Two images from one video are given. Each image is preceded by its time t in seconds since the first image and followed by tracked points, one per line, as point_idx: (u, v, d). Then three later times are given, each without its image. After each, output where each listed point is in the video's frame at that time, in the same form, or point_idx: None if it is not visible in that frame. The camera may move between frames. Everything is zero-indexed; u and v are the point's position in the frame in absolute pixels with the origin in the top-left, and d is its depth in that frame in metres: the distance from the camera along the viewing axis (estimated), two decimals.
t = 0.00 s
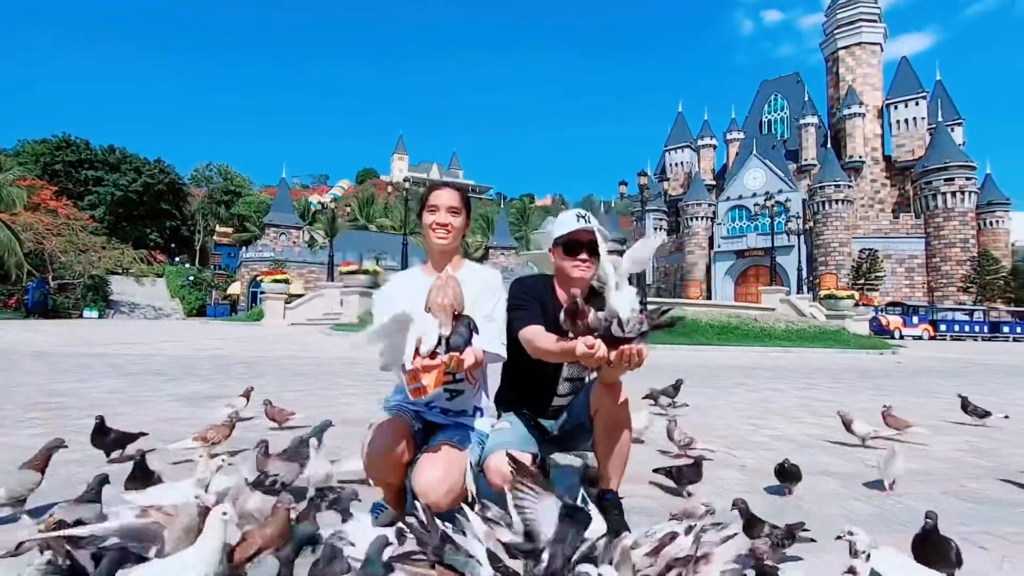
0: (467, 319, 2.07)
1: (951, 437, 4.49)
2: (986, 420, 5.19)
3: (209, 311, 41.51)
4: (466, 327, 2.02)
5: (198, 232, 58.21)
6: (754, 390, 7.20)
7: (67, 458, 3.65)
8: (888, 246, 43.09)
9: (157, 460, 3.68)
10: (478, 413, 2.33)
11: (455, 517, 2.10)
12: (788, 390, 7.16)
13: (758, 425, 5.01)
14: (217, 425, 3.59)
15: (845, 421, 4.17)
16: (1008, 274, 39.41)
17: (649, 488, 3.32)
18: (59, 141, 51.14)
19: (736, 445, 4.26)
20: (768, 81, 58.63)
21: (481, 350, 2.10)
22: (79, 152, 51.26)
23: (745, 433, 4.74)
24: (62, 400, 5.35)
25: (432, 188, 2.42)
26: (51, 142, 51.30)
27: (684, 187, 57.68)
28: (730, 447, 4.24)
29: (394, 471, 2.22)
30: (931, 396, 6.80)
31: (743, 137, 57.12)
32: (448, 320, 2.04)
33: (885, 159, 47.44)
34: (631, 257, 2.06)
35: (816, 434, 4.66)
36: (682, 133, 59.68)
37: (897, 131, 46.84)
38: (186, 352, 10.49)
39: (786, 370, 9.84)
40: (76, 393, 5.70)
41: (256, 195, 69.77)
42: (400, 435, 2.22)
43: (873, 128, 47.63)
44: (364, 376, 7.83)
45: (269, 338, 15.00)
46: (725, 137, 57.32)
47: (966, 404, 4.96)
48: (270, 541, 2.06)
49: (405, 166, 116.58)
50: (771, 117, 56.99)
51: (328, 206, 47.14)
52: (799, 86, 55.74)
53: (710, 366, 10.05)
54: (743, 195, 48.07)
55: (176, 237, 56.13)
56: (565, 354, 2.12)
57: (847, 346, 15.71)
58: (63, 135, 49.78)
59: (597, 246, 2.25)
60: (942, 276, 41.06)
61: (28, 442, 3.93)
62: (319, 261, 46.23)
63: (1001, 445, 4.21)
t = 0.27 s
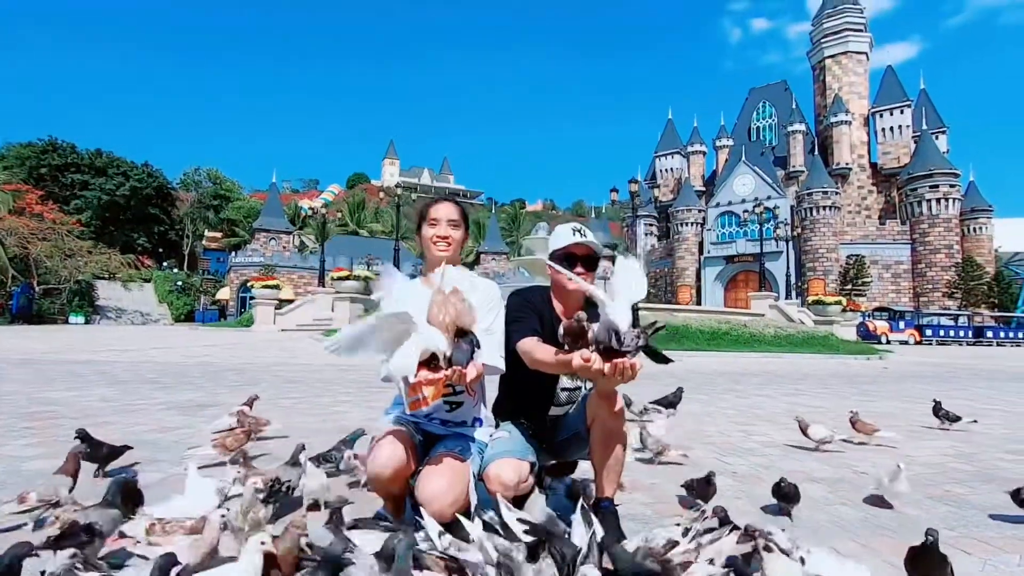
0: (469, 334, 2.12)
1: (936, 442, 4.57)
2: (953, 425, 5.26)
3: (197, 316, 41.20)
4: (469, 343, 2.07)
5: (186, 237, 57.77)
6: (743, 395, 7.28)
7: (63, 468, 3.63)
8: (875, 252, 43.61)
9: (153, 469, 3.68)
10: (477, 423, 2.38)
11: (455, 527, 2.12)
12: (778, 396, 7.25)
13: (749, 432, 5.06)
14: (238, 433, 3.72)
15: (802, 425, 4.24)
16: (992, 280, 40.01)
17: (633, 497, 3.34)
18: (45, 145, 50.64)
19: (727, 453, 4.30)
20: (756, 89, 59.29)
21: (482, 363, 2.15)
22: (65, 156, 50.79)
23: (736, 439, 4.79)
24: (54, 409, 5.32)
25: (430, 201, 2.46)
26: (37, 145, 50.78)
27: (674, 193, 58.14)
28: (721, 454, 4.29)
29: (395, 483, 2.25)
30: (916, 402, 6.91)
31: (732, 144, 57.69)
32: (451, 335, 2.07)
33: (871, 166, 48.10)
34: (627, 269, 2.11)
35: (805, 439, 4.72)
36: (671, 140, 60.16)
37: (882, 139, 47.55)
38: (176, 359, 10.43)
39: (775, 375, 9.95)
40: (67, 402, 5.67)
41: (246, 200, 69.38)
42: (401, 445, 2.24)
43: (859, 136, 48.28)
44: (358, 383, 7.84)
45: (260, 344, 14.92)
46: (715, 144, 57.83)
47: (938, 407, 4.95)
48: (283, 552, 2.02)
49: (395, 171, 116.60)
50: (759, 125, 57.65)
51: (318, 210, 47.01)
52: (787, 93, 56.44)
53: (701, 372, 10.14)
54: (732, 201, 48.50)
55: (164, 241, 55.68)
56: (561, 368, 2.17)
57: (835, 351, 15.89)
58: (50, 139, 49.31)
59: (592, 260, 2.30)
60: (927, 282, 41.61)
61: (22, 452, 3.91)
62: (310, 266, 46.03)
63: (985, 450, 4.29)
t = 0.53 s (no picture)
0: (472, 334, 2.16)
1: (922, 440, 4.67)
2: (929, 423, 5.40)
3: (190, 315, 41.04)
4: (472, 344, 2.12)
5: (179, 236, 57.52)
6: (737, 395, 7.38)
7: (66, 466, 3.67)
8: (868, 253, 43.89)
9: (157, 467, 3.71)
10: (479, 422, 2.43)
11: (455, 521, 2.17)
12: (770, 395, 7.35)
13: (741, 430, 5.16)
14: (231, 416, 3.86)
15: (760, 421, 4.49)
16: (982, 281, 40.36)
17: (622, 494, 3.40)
18: (37, 143, 50.28)
19: (720, 451, 4.38)
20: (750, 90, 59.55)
21: (484, 364, 2.20)
22: (57, 155, 50.44)
23: (728, 438, 4.88)
24: (54, 409, 5.34)
25: (432, 205, 2.52)
26: (29, 144, 50.41)
27: (668, 194, 58.35)
28: (715, 452, 4.37)
29: (397, 479, 2.32)
30: (906, 402, 7.03)
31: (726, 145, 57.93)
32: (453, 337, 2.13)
33: (863, 168, 48.44)
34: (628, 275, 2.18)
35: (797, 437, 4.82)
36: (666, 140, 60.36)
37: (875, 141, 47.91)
38: (173, 359, 10.43)
39: (768, 375, 10.06)
40: (66, 401, 5.69)
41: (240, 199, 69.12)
42: (403, 443, 2.30)
43: (852, 138, 48.59)
44: (355, 383, 7.88)
45: (256, 344, 14.92)
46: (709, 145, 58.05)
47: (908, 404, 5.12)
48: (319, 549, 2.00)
49: (390, 170, 116.41)
50: (753, 126, 57.95)
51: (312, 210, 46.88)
52: (780, 95, 56.76)
53: (695, 372, 10.23)
54: (726, 202, 48.74)
55: (157, 241, 55.39)
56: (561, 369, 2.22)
57: (828, 351, 16.03)
58: (41, 137, 48.95)
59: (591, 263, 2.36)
60: (919, 283, 41.95)
61: (25, 451, 3.95)
62: (304, 265, 45.90)
63: (970, 448, 4.39)
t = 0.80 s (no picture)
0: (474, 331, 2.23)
1: (909, 438, 4.78)
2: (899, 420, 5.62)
3: (186, 313, 40.98)
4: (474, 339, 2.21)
5: (175, 234, 57.42)
6: (730, 394, 7.47)
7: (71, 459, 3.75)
8: (863, 255, 44.12)
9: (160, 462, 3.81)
10: (478, 416, 2.51)
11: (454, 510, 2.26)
12: (763, 394, 7.45)
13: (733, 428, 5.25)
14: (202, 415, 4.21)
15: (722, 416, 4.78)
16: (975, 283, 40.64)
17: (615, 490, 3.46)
18: (32, 140, 50.06)
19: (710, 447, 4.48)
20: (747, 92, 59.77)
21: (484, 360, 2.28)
22: (52, 151, 50.23)
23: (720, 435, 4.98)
24: (56, 403, 5.41)
25: (435, 206, 2.59)
26: (23, 140, 50.18)
27: (665, 195, 58.57)
28: (707, 448, 4.46)
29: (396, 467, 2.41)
30: (897, 402, 7.13)
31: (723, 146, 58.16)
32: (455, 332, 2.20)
33: (858, 170, 48.70)
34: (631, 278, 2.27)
35: (787, 435, 4.91)
36: (663, 141, 60.54)
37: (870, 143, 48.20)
38: (171, 356, 10.50)
39: (761, 375, 10.16)
40: (69, 397, 5.77)
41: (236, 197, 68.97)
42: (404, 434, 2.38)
43: (847, 140, 48.86)
44: (353, 380, 7.95)
45: (253, 342, 14.98)
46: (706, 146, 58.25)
47: (884, 403, 5.30)
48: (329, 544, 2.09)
49: (388, 169, 116.35)
50: (750, 128, 58.20)
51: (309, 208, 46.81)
52: (777, 97, 57.02)
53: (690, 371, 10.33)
54: (722, 203, 48.97)
55: (153, 238, 55.23)
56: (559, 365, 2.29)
57: (822, 352, 16.15)
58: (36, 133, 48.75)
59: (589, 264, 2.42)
60: (913, 285, 42.22)
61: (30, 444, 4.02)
62: (301, 264, 45.86)
63: (955, 446, 4.50)
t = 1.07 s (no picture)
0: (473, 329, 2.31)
1: (904, 444, 4.86)
2: (886, 426, 5.74)
3: (192, 315, 41.25)
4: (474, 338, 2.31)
5: (183, 237, 57.87)
6: (730, 400, 7.55)
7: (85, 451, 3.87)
8: (869, 264, 43.97)
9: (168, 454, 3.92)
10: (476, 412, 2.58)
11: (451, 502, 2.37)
12: (763, 400, 7.52)
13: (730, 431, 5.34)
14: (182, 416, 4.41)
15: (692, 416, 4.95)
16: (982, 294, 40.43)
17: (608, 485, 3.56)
18: (43, 142, 50.71)
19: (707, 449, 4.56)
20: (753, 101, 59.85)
21: (483, 358, 2.37)
22: (63, 153, 50.86)
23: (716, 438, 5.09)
24: (69, 399, 5.54)
25: (437, 210, 2.69)
26: (35, 142, 50.83)
27: (670, 203, 58.69)
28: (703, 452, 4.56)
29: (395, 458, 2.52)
30: (895, 409, 7.20)
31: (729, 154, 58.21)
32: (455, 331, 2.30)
33: (864, 179, 48.66)
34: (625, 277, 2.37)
35: (784, 439, 4.99)
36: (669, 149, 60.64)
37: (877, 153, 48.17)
38: (178, 356, 10.64)
39: (763, 382, 10.22)
40: (80, 393, 5.90)
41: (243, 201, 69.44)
42: (404, 428, 2.49)
43: (854, 149, 48.85)
44: (357, 381, 8.06)
45: (258, 344, 15.11)
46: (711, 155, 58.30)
47: (874, 410, 5.41)
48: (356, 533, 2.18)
49: (394, 174, 116.89)
50: (756, 136, 58.25)
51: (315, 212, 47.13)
52: (783, 106, 57.07)
53: (691, 377, 10.38)
54: (727, 212, 48.98)
55: (161, 241, 55.69)
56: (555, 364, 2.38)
57: (825, 361, 16.15)
58: (48, 136, 49.37)
59: (586, 265, 2.50)
60: (919, 295, 42.05)
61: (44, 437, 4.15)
62: (306, 268, 46.07)
63: (950, 452, 4.56)
